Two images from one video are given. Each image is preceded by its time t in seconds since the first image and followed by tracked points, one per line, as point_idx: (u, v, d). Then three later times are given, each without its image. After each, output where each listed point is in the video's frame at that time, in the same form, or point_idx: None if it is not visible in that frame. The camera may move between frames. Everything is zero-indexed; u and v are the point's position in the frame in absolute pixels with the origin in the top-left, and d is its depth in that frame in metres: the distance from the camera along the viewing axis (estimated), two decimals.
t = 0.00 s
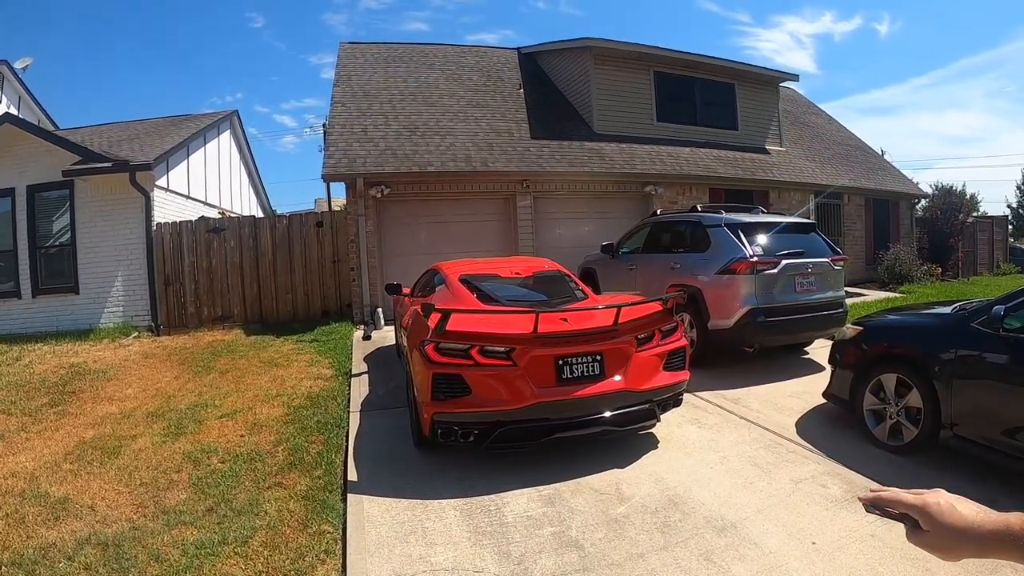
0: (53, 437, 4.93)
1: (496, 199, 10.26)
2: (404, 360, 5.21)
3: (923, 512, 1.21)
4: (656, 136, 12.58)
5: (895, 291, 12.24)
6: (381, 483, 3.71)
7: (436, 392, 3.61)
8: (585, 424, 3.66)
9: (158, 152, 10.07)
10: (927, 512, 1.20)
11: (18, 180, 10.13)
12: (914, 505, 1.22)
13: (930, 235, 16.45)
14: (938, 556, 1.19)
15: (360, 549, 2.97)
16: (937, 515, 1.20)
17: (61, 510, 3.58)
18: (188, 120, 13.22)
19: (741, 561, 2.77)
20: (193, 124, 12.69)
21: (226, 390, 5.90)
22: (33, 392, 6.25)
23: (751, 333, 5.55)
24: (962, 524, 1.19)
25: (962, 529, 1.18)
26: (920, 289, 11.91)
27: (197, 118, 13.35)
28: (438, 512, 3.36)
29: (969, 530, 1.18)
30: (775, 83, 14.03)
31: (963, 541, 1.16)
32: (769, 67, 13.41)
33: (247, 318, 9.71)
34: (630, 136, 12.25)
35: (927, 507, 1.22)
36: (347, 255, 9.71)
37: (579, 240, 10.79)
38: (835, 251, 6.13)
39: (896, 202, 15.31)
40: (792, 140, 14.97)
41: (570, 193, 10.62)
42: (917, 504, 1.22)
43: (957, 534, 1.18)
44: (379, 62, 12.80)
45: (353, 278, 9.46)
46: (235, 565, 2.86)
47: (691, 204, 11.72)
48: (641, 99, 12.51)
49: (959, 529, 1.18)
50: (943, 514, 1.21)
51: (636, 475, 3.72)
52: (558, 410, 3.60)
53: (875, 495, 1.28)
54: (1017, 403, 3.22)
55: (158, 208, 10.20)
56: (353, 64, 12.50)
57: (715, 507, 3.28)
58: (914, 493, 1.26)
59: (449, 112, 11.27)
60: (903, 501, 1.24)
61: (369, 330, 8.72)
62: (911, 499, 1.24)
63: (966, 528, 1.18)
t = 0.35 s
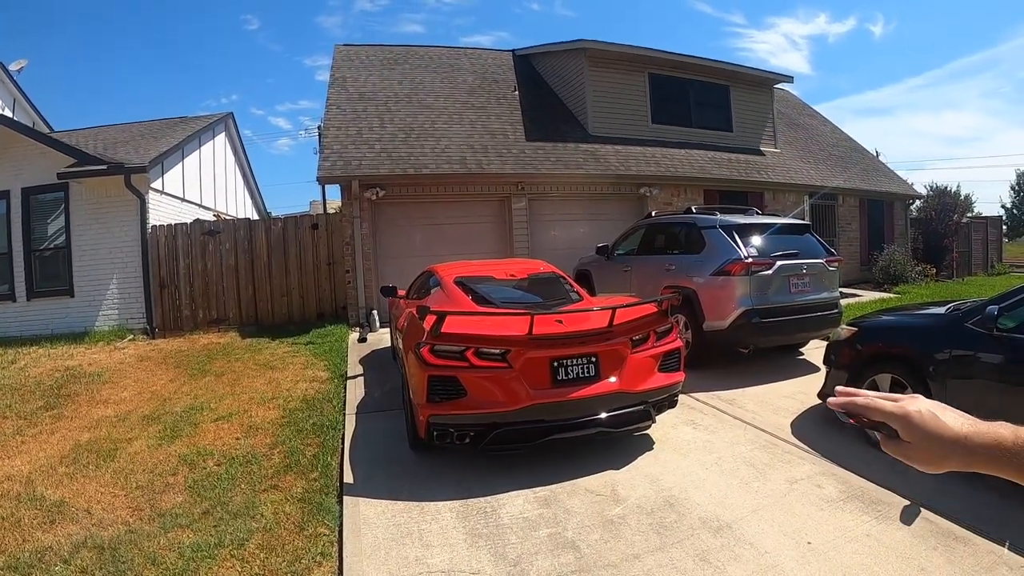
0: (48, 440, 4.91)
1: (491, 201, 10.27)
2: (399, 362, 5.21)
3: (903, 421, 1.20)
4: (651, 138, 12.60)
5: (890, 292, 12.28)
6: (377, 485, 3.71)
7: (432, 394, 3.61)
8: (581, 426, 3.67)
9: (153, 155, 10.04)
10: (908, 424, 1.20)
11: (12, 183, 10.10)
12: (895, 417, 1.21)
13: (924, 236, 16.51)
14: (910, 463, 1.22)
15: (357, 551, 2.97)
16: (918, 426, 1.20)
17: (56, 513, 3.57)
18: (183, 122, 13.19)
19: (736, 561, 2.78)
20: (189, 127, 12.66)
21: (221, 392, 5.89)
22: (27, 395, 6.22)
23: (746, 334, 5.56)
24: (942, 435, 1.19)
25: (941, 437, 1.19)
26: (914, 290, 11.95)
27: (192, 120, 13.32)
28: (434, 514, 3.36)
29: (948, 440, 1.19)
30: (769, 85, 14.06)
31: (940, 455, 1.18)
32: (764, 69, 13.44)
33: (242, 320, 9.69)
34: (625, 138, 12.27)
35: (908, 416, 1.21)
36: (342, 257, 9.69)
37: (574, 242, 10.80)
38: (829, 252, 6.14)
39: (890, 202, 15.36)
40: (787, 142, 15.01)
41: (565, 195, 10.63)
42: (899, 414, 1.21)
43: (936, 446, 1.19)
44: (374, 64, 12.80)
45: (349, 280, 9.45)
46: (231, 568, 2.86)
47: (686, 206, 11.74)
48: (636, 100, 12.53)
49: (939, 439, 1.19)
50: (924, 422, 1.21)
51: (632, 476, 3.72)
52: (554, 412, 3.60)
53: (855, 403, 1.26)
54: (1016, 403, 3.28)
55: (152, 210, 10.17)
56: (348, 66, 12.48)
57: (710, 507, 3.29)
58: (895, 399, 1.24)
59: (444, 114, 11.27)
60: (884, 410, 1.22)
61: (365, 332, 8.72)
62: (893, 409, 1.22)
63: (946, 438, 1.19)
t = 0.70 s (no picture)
0: (52, 448, 4.92)
1: (494, 211, 10.28)
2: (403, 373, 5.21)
3: (874, 268, 1.00)
4: (653, 146, 12.62)
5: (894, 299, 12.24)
6: (381, 495, 3.71)
7: (436, 404, 3.61)
8: (584, 435, 3.66)
9: (157, 164, 10.07)
10: (881, 270, 0.99)
11: (17, 191, 10.13)
12: (865, 264, 1.01)
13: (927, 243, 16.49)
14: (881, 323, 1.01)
15: (361, 560, 2.96)
16: (894, 274, 0.99)
17: (61, 521, 3.57)
18: (187, 131, 13.24)
19: (740, 570, 2.77)
20: (193, 136, 12.71)
21: (226, 402, 5.89)
22: (31, 403, 6.23)
23: (749, 343, 5.55)
24: (923, 288, 0.98)
25: (920, 290, 0.98)
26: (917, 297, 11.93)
27: (197, 129, 13.37)
28: (438, 523, 3.36)
29: (929, 296, 0.97)
30: (771, 92, 14.09)
31: (915, 314, 0.97)
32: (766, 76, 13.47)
33: (246, 330, 9.70)
34: (627, 147, 12.29)
35: (882, 262, 1.00)
36: (346, 267, 9.71)
37: (577, 251, 10.80)
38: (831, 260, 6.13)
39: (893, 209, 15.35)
40: (790, 149, 15.02)
41: (568, 205, 10.65)
42: (871, 261, 1.01)
43: (913, 302, 0.98)
44: (377, 73, 12.85)
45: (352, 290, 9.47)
46: None
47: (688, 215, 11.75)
48: (639, 108, 12.55)
49: (918, 293, 0.98)
50: (899, 270, 1.00)
51: (636, 486, 3.72)
52: (558, 421, 3.60)
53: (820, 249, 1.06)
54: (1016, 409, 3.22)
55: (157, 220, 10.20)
56: (351, 76, 12.53)
57: (714, 516, 3.28)
58: (870, 245, 1.03)
59: (447, 124, 11.30)
60: (854, 256, 1.02)
61: (368, 342, 8.72)
62: (864, 256, 1.02)
63: (927, 292, 0.98)
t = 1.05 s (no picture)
0: (73, 443, 4.99)
1: (513, 213, 10.29)
2: (422, 373, 5.23)
3: (832, 187, 1.00)
4: (672, 149, 12.57)
5: (914, 303, 12.10)
6: (399, 494, 3.72)
7: (455, 404, 3.63)
8: (602, 437, 3.65)
9: (179, 165, 10.18)
10: (839, 190, 0.99)
11: (40, 190, 10.29)
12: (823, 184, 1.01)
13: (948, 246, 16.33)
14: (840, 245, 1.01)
15: (378, 558, 2.98)
16: (852, 193, 0.99)
17: (81, 515, 3.62)
18: (208, 132, 13.38)
19: (756, 573, 2.75)
20: (213, 137, 12.85)
21: (245, 400, 5.95)
22: (53, 399, 6.32)
23: (768, 346, 5.51)
24: (882, 208, 0.98)
25: (881, 209, 0.98)
26: (939, 301, 11.78)
27: (217, 130, 13.51)
28: (455, 522, 3.37)
29: (891, 217, 0.96)
30: (791, 94, 13.98)
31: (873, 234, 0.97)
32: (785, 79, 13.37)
33: (265, 329, 9.77)
34: (646, 149, 12.25)
35: (841, 182, 1.00)
36: (366, 267, 9.75)
37: (596, 253, 10.78)
38: (852, 263, 6.07)
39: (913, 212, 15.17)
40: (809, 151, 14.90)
41: (587, 207, 10.63)
42: (828, 182, 1.01)
43: (875, 224, 0.97)
44: (396, 75, 12.91)
45: (371, 290, 9.51)
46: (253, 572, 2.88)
47: (707, 217, 11.69)
48: (657, 111, 12.51)
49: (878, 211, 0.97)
50: (860, 189, 0.99)
51: (653, 488, 3.70)
52: (576, 422, 3.60)
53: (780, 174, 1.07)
54: None
55: (179, 220, 10.32)
56: (371, 78, 12.60)
57: (731, 519, 3.27)
58: (833, 167, 1.03)
59: (466, 125, 11.33)
60: (813, 177, 1.02)
61: (388, 342, 8.75)
62: (824, 177, 1.02)
63: (887, 212, 0.97)
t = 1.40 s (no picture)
0: (97, 438, 5.07)
1: (533, 209, 10.29)
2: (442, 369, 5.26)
3: (800, 217, 1.00)
4: (691, 145, 12.50)
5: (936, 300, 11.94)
6: (419, 489, 3.74)
7: (475, 399, 3.65)
8: (622, 433, 3.65)
9: (200, 163, 10.29)
10: (806, 221, 0.99)
11: (62, 189, 10.44)
12: (792, 213, 1.01)
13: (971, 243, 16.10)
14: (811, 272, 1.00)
15: (396, 552, 3.00)
16: (820, 222, 0.98)
17: (104, 507, 3.68)
18: (228, 131, 13.50)
19: (774, 570, 2.74)
20: (233, 135, 12.96)
21: (266, 395, 6.01)
22: (77, 395, 6.41)
23: (788, 343, 5.47)
24: (851, 234, 0.96)
25: (850, 236, 0.96)
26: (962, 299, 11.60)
27: (237, 128, 13.63)
28: (474, 517, 3.38)
29: (860, 243, 0.94)
30: (811, 90, 13.84)
31: (840, 261, 0.96)
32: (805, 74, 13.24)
33: (286, 326, 9.85)
34: (665, 145, 12.19)
35: (810, 212, 0.99)
36: (386, 264, 9.77)
37: (615, 250, 10.73)
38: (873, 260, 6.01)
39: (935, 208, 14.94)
40: (829, 147, 14.74)
41: (606, 203, 10.59)
42: (796, 211, 1.00)
43: (842, 251, 0.95)
44: (414, 73, 12.93)
45: (392, 287, 9.55)
46: (274, 565, 2.91)
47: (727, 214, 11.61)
48: (676, 107, 12.44)
49: (845, 238, 0.96)
50: (828, 219, 0.98)
51: (672, 484, 3.69)
52: (595, 418, 3.60)
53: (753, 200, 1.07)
54: None
55: (201, 218, 10.42)
56: (389, 75, 12.64)
57: (750, 516, 3.25)
58: (805, 196, 1.02)
59: (484, 123, 11.33)
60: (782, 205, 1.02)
61: (408, 339, 8.78)
62: (793, 205, 1.01)
63: (853, 238, 0.95)
